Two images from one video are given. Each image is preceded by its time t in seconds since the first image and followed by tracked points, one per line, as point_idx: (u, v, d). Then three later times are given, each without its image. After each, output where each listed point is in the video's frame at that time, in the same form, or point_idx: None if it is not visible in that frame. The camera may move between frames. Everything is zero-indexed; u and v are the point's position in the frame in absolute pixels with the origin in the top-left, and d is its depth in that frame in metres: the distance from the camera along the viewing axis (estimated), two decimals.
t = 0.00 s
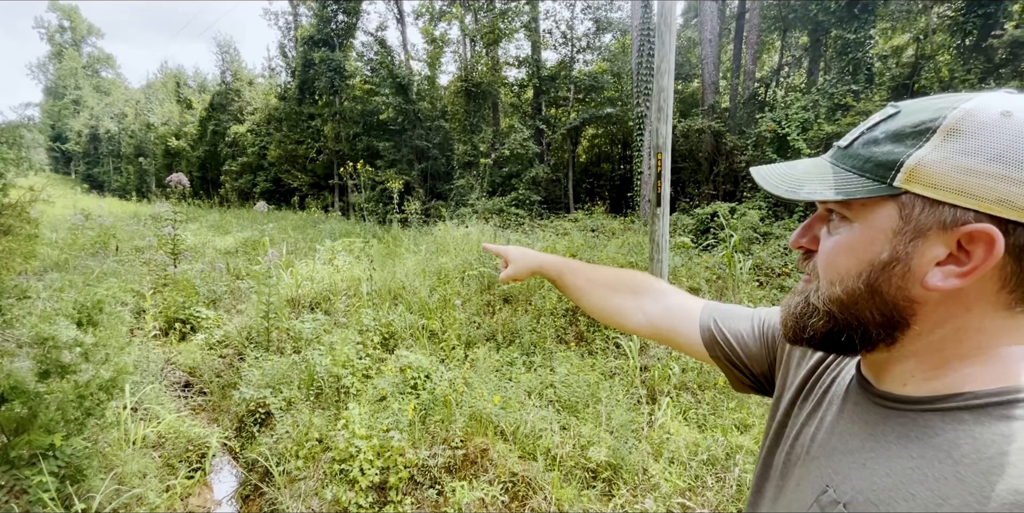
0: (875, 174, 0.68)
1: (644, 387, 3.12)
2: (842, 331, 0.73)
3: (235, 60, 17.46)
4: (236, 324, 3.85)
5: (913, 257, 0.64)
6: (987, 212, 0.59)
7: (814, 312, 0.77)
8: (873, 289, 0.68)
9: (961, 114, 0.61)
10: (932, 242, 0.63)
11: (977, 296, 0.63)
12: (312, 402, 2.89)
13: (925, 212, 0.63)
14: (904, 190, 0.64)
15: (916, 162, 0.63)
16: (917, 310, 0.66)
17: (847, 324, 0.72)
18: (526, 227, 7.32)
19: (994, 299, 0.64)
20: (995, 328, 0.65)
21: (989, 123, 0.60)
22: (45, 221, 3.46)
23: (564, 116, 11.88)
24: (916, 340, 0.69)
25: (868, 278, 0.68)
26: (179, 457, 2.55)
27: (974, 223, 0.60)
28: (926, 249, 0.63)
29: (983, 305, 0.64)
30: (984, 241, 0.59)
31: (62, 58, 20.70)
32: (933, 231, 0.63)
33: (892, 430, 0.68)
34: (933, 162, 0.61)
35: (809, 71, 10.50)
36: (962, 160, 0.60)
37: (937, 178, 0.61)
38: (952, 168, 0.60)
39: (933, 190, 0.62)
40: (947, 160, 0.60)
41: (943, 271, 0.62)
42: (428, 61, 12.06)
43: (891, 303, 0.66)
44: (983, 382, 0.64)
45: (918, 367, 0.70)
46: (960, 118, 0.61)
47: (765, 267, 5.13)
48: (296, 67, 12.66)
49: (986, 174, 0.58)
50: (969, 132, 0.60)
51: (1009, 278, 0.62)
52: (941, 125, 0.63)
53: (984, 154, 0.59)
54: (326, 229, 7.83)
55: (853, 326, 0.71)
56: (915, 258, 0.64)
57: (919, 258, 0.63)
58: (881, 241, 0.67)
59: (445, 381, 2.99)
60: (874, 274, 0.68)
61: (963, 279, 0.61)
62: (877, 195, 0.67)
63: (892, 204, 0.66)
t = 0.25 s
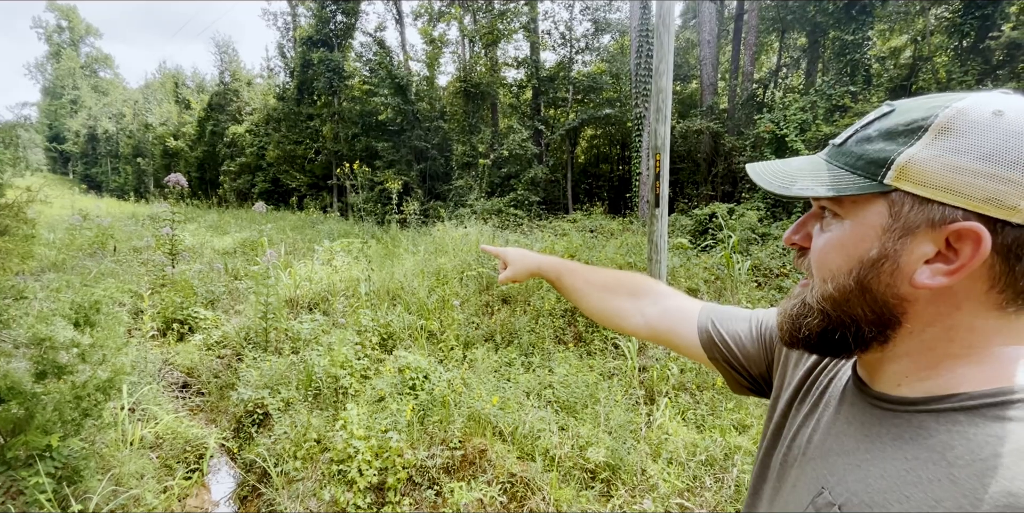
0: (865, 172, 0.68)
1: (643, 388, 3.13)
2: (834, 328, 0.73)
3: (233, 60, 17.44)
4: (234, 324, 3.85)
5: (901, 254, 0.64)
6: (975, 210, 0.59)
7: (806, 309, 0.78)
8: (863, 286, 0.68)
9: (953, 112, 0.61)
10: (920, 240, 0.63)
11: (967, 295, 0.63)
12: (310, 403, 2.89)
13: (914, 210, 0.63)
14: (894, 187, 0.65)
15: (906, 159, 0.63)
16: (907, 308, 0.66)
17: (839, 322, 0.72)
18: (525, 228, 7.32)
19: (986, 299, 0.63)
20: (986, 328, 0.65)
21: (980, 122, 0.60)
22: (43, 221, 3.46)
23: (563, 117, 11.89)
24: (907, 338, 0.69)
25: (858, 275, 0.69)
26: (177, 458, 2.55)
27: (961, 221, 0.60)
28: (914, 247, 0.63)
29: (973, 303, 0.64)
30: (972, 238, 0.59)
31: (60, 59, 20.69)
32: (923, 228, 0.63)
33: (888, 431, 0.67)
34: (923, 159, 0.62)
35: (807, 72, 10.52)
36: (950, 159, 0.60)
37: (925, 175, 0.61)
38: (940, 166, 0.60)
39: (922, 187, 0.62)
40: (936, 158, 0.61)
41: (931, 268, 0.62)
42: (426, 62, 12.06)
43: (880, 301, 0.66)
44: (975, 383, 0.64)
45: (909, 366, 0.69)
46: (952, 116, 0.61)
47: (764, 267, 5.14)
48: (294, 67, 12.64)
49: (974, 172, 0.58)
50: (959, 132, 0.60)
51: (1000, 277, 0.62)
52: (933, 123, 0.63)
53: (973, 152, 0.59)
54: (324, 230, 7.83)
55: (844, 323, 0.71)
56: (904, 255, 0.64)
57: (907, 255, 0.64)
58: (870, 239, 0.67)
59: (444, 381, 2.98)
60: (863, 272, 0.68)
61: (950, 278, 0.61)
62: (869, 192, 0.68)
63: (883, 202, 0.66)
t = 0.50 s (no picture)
0: (865, 172, 0.69)
1: (642, 388, 3.13)
2: (834, 329, 0.73)
3: (232, 60, 17.42)
4: (232, 324, 3.84)
5: (903, 255, 0.64)
6: (977, 210, 0.59)
7: (806, 311, 0.78)
8: (863, 288, 0.68)
9: (952, 114, 0.62)
10: (920, 242, 0.63)
11: (969, 296, 0.63)
12: (309, 403, 2.88)
13: (915, 211, 0.64)
14: (894, 188, 0.65)
15: (907, 160, 0.63)
16: (908, 310, 0.66)
17: (839, 323, 0.72)
18: (524, 228, 7.32)
19: (989, 300, 0.63)
20: (990, 328, 0.64)
21: (979, 123, 0.60)
22: (41, 221, 3.45)
23: (562, 118, 11.90)
24: (908, 339, 0.69)
25: (857, 277, 0.69)
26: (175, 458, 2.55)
27: (963, 221, 0.60)
28: (913, 250, 0.63)
29: (975, 304, 0.63)
30: (973, 239, 0.59)
31: (59, 59, 20.67)
32: (923, 229, 0.63)
33: (890, 434, 0.67)
34: (923, 161, 0.62)
35: (805, 73, 10.54)
36: (951, 160, 0.60)
37: (924, 177, 0.61)
38: (940, 167, 0.60)
39: (921, 188, 0.62)
40: (936, 159, 0.61)
41: (930, 270, 0.62)
42: (425, 62, 12.05)
43: (880, 303, 0.67)
44: (976, 386, 0.64)
45: (911, 368, 0.70)
46: (952, 117, 0.61)
47: (762, 268, 5.14)
48: (293, 68, 12.62)
49: (975, 172, 0.58)
50: (960, 132, 0.60)
51: (1000, 280, 0.62)
52: (932, 124, 0.63)
53: (973, 152, 0.59)
54: (323, 230, 7.83)
55: (845, 325, 0.72)
56: (904, 256, 0.64)
57: (907, 256, 0.64)
58: (871, 240, 0.67)
59: (443, 382, 2.98)
60: (864, 274, 0.68)
61: (950, 280, 0.61)
62: (870, 193, 0.68)
63: (884, 205, 0.67)
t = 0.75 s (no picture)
0: (871, 174, 0.69)
1: (640, 388, 3.13)
2: (843, 334, 0.72)
3: (230, 60, 17.38)
4: (230, 325, 3.83)
5: (914, 257, 0.64)
6: (988, 210, 0.59)
7: (813, 315, 0.77)
8: (875, 292, 0.67)
9: (956, 114, 0.62)
10: (934, 244, 0.62)
11: (978, 296, 0.63)
12: (307, 404, 2.87)
13: (928, 213, 0.63)
14: (902, 189, 0.65)
15: (915, 161, 0.63)
16: (919, 312, 0.65)
17: (849, 327, 0.71)
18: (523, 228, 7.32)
19: (997, 300, 0.63)
20: (997, 329, 0.64)
21: (984, 122, 0.60)
22: (37, 222, 3.43)
23: (560, 118, 11.91)
24: (918, 342, 0.68)
25: (868, 280, 0.68)
26: (172, 459, 2.54)
27: (976, 221, 0.60)
28: (927, 252, 0.63)
29: (985, 305, 0.63)
30: (986, 240, 0.59)
31: (56, 58, 20.62)
32: (934, 231, 0.63)
33: (893, 437, 0.68)
34: (932, 162, 0.62)
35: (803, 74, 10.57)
36: (959, 160, 0.60)
37: (934, 178, 0.61)
38: (950, 168, 0.60)
39: (931, 191, 0.62)
40: (945, 159, 0.61)
41: (945, 272, 0.62)
42: (423, 62, 12.03)
43: (894, 306, 0.66)
44: (982, 387, 0.64)
45: (918, 370, 0.69)
46: (955, 118, 0.62)
47: (760, 268, 5.15)
48: (291, 68, 12.58)
49: (985, 171, 0.58)
50: (966, 132, 0.60)
51: (1010, 281, 0.62)
52: (938, 125, 0.63)
53: (982, 152, 0.59)
54: (321, 230, 7.82)
55: (854, 329, 0.71)
56: (916, 258, 0.64)
57: (919, 258, 0.63)
58: (881, 242, 0.67)
59: (441, 382, 2.98)
60: (876, 277, 0.67)
61: (967, 281, 0.61)
62: (876, 195, 0.67)
63: (893, 207, 0.66)
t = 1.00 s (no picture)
0: (867, 178, 0.69)
1: (638, 388, 3.14)
2: (844, 337, 0.72)
3: (226, 60, 17.34)
4: (227, 325, 3.83)
5: (913, 260, 0.64)
6: (985, 212, 0.59)
7: (812, 316, 0.77)
8: (874, 295, 0.67)
9: (952, 116, 0.62)
10: (933, 246, 0.62)
11: (975, 298, 0.63)
12: (304, 404, 2.87)
13: (927, 215, 0.63)
14: (901, 192, 0.65)
15: (911, 164, 0.64)
16: (916, 315, 0.66)
17: (849, 330, 0.71)
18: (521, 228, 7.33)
19: (994, 302, 0.64)
20: (992, 329, 0.65)
21: (978, 125, 0.61)
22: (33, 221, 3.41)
23: (558, 119, 11.93)
24: (916, 345, 0.69)
25: (869, 282, 0.68)
26: (169, 460, 2.53)
27: (974, 223, 0.60)
28: (927, 255, 0.63)
29: (982, 306, 0.64)
30: (984, 241, 0.59)
31: (51, 58, 20.53)
32: (932, 234, 0.63)
33: (889, 439, 0.68)
34: (928, 164, 0.62)
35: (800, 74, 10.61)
36: (954, 163, 0.60)
37: (929, 182, 0.62)
38: (945, 171, 0.61)
39: (926, 195, 0.62)
40: (940, 162, 0.61)
41: (944, 274, 0.62)
42: (421, 62, 12.01)
43: (894, 309, 0.66)
44: (976, 388, 0.64)
45: (915, 372, 0.69)
46: (952, 119, 0.62)
47: (757, 268, 5.17)
48: (289, 68, 12.57)
49: (980, 174, 0.59)
50: (961, 135, 0.61)
51: (1007, 282, 0.62)
52: (934, 128, 0.63)
53: (976, 155, 0.59)
54: (319, 230, 7.80)
55: (853, 332, 0.71)
56: (916, 260, 0.63)
57: (919, 261, 0.63)
58: (880, 245, 0.67)
59: (439, 382, 2.97)
60: (876, 279, 0.67)
61: (966, 283, 0.61)
62: (874, 199, 0.68)
63: (893, 208, 0.66)
